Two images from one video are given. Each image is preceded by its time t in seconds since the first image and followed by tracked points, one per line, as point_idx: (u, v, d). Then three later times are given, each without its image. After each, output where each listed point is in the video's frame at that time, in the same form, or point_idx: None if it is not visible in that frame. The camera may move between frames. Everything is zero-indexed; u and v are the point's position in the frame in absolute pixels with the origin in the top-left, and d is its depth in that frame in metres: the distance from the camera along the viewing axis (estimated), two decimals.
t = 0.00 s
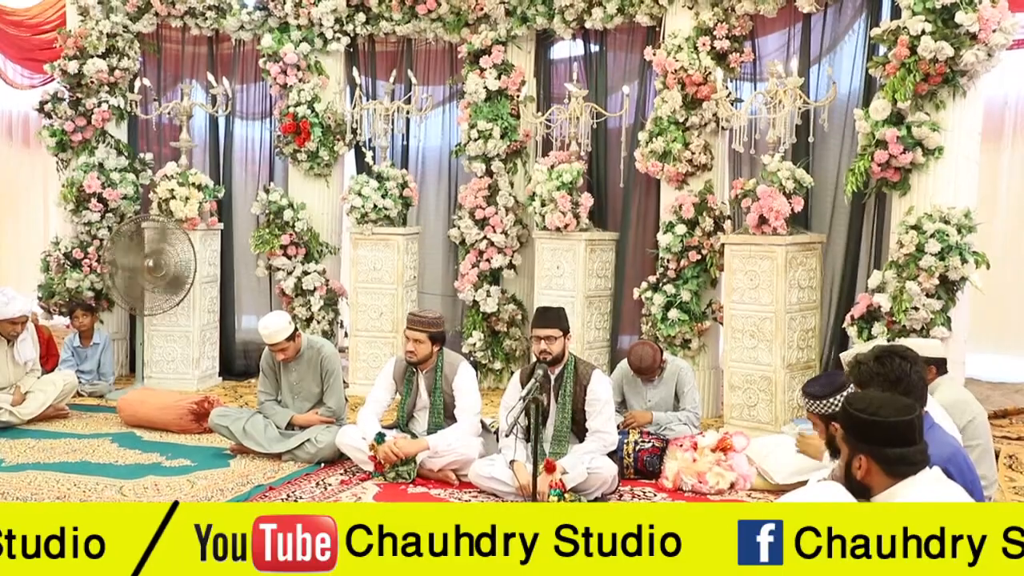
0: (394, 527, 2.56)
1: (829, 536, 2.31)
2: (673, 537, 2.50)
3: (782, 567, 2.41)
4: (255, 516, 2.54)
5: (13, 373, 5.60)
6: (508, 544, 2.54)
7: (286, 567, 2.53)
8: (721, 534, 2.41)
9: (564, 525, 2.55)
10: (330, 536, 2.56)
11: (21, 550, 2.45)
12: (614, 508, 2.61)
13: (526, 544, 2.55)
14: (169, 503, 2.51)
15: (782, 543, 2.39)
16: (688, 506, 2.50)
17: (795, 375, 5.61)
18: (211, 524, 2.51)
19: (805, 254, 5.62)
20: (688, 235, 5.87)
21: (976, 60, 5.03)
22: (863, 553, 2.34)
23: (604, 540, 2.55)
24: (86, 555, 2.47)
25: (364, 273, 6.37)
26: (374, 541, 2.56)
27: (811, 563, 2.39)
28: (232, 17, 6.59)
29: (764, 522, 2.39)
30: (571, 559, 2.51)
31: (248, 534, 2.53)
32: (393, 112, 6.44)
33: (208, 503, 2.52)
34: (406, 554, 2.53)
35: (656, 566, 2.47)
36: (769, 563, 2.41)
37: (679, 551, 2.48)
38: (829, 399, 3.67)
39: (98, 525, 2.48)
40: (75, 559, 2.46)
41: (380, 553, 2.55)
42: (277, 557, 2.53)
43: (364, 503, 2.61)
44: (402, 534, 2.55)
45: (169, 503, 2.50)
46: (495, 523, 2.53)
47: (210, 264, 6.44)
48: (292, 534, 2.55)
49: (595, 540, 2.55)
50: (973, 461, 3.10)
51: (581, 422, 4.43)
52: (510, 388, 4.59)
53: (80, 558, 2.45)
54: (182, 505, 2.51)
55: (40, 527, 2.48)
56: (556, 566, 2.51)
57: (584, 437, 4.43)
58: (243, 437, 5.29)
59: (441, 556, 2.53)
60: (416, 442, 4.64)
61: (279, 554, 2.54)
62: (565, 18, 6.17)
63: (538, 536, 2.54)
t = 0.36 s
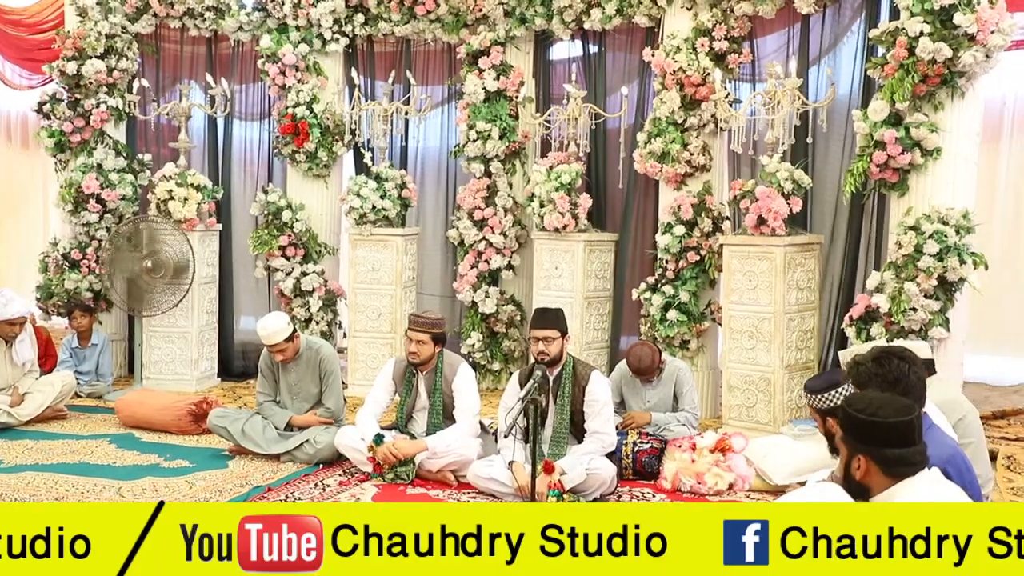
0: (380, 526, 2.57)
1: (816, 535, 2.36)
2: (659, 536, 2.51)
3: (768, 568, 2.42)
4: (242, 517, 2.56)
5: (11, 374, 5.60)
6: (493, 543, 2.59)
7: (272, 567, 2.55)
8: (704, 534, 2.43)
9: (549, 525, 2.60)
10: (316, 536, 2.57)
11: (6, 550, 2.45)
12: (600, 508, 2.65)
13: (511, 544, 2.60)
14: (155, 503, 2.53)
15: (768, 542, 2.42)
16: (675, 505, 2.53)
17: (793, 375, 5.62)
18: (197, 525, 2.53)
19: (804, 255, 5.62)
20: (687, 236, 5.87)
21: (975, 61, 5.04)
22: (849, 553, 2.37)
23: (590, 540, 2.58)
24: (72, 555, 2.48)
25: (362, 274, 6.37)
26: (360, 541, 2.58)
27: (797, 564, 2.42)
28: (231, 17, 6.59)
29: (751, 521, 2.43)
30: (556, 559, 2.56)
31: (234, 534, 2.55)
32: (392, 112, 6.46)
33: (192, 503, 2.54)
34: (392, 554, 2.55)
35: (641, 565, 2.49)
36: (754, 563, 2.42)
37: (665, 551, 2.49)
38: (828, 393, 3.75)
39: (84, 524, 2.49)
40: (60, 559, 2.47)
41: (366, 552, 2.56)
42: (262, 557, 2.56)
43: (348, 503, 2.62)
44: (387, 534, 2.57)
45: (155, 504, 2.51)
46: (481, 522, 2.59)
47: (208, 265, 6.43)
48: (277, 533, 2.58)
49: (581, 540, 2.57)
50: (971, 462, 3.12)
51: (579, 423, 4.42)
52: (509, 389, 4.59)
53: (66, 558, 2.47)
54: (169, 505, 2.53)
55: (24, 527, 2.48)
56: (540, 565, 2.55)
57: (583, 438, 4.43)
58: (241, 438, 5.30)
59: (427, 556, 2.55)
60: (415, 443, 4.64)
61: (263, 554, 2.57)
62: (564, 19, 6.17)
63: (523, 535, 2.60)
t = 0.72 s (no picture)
0: (366, 527, 2.71)
1: (800, 536, 2.49)
2: (643, 536, 2.62)
3: (753, 567, 2.52)
4: (226, 517, 2.71)
5: (10, 375, 5.59)
6: (479, 543, 2.74)
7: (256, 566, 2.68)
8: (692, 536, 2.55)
9: (534, 526, 2.74)
10: (301, 536, 2.71)
11: None
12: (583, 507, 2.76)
13: (497, 544, 2.76)
14: (141, 504, 2.66)
15: (751, 543, 2.53)
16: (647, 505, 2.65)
17: (792, 376, 5.62)
18: (182, 525, 2.66)
19: (802, 256, 5.62)
20: (686, 237, 5.88)
21: (972, 62, 5.06)
22: (833, 553, 2.48)
23: (575, 541, 2.70)
24: (59, 554, 2.57)
25: (361, 275, 6.36)
26: (345, 541, 2.71)
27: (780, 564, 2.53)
28: (229, 18, 6.59)
29: (735, 523, 2.54)
30: (542, 558, 2.70)
31: (218, 534, 2.70)
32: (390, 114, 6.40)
33: (178, 505, 2.68)
34: (377, 553, 2.69)
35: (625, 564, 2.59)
36: (741, 563, 2.53)
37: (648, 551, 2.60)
38: (827, 393, 3.68)
39: (70, 525, 2.59)
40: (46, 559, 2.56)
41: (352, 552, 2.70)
42: (247, 557, 2.70)
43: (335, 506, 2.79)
44: (373, 534, 2.71)
45: (141, 504, 2.65)
46: (466, 523, 2.74)
47: (207, 265, 6.42)
48: (263, 534, 2.72)
49: (566, 540, 2.70)
50: (968, 462, 3.13)
51: (578, 424, 4.43)
52: (507, 390, 4.58)
53: (52, 557, 2.56)
54: (153, 506, 2.66)
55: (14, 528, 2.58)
56: (525, 565, 2.69)
57: (581, 439, 4.44)
58: (240, 439, 5.31)
59: (413, 556, 2.70)
60: (412, 444, 4.64)
61: (250, 554, 2.70)
62: (563, 19, 6.16)
63: (508, 536, 2.75)
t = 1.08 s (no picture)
0: (350, 527, 2.56)
1: (788, 536, 2.41)
2: (630, 537, 2.48)
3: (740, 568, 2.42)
4: (213, 517, 2.56)
5: (7, 376, 5.56)
6: (464, 543, 2.56)
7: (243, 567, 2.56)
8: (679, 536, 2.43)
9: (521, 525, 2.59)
10: (287, 536, 2.57)
11: None
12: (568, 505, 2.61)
13: (482, 544, 2.58)
14: (127, 502, 2.52)
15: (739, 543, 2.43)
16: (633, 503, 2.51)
17: (791, 376, 5.62)
18: (168, 524, 2.52)
19: (801, 256, 5.62)
20: (685, 237, 5.86)
21: (971, 62, 5.07)
22: (820, 553, 2.40)
23: (562, 540, 2.54)
24: (43, 555, 2.44)
25: (359, 275, 6.35)
26: (331, 541, 2.56)
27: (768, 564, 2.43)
28: (227, 18, 6.57)
29: (723, 521, 2.43)
30: (527, 558, 2.53)
31: (205, 534, 2.56)
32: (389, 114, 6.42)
33: (164, 503, 2.54)
34: (363, 554, 2.54)
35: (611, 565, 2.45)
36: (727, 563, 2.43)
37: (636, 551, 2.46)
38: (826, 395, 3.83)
39: (56, 525, 2.45)
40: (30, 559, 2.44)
41: (337, 553, 2.54)
42: (233, 557, 2.57)
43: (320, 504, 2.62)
44: (359, 534, 2.55)
45: (127, 504, 2.50)
46: (452, 523, 2.57)
47: (204, 266, 6.40)
48: (248, 534, 2.58)
49: (552, 540, 2.53)
50: (967, 462, 3.12)
51: (577, 424, 4.42)
52: (506, 391, 4.57)
53: (38, 558, 2.43)
54: (140, 505, 2.52)
55: None
56: (511, 565, 2.52)
57: (580, 439, 4.43)
58: (238, 440, 5.31)
59: (398, 556, 2.55)
60: (410, 445, 4.62)
61: (235, 554, 2.58)
62: (561, 19, 6.15)
63: (494, 535, 2.59)
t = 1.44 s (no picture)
0: (337, 526, 2.45)
1: (772, 536, 2.39)
2: (616, 536, 2.42)
3: (724, 568, 2.37)
4: (198, 516, 2.46)
5: None
6: (449, 544, 2.44)
7: (227, 568, 2.45)
8: (668, 535, 2.38)
9: (505, 525, 2.48)
10: (273, 537, 2.46)
11: None
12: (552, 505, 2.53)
13: (468, 544, 2.47)
14: (112, 502, 2.43)
15: (725, 542, 2.39)
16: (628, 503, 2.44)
17: (797, 379, 5.48)
18: (154, 525, 2.44)
19: (807, 255, 5.48)
20: (687, 236, 5.72)
21: (982, 57, 4.94)
22: (804, 553, 2.38)
23: (547, 541, 2.46)
24: (29, 555, 2.36)
25: (354, 275, 6.21)
26: (316, 541, 2.46)
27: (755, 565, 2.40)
28: (219, 11, 6.40)
29: (707, 521, 2.38)
30: (513, 559, 2.44)
31: (190, 534, 2.46)
32: (384, 110, 6.29)
33: (153, 503, 2.45)
34: (347, 555, 2.44)
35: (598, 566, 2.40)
36: (711, 564, 2.37)
37: (622, 552, 2.40)
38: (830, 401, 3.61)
39: (42, 524, 2.36)
40: (16, 559, 2.37)
41: (321, 553, 2.44)
42: (218, 557, 2.47)
43: (306, 502, 2.50)
44: (343, 534, 2.45)
45: (112, 503, 2.42)
46: (437, 522, 2.45)
47: (195, 265, 6.26)
48: (233, 533, 2.47)
49: (538, 540, 2.45)
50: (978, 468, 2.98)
51: (577, 428, 4.28)
52: (504, 393, 4.43)
53: (23, 558, 2.36)
54: (125, 504, 2.43)
55: None
56: (497, 565, 2.42)
57: (581, 444, 4.29)
58: (230, 444, 5.18)
59: (383, 556, 2.45)
60: (406, 449, 4.49)
61: (220, 554, 2.48)
62: (561, 13, 6.01)
63: (479, 535, 2.47)
